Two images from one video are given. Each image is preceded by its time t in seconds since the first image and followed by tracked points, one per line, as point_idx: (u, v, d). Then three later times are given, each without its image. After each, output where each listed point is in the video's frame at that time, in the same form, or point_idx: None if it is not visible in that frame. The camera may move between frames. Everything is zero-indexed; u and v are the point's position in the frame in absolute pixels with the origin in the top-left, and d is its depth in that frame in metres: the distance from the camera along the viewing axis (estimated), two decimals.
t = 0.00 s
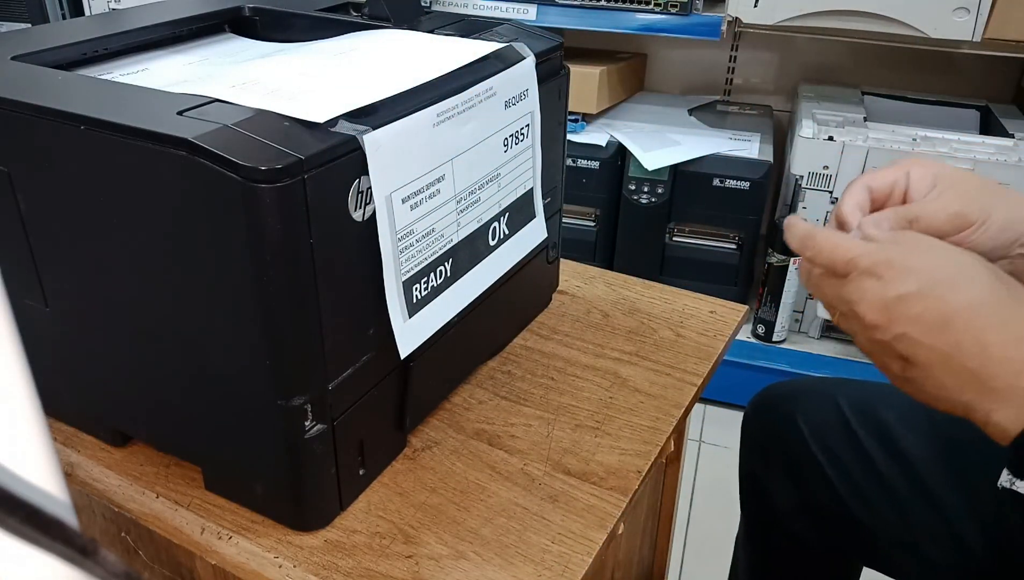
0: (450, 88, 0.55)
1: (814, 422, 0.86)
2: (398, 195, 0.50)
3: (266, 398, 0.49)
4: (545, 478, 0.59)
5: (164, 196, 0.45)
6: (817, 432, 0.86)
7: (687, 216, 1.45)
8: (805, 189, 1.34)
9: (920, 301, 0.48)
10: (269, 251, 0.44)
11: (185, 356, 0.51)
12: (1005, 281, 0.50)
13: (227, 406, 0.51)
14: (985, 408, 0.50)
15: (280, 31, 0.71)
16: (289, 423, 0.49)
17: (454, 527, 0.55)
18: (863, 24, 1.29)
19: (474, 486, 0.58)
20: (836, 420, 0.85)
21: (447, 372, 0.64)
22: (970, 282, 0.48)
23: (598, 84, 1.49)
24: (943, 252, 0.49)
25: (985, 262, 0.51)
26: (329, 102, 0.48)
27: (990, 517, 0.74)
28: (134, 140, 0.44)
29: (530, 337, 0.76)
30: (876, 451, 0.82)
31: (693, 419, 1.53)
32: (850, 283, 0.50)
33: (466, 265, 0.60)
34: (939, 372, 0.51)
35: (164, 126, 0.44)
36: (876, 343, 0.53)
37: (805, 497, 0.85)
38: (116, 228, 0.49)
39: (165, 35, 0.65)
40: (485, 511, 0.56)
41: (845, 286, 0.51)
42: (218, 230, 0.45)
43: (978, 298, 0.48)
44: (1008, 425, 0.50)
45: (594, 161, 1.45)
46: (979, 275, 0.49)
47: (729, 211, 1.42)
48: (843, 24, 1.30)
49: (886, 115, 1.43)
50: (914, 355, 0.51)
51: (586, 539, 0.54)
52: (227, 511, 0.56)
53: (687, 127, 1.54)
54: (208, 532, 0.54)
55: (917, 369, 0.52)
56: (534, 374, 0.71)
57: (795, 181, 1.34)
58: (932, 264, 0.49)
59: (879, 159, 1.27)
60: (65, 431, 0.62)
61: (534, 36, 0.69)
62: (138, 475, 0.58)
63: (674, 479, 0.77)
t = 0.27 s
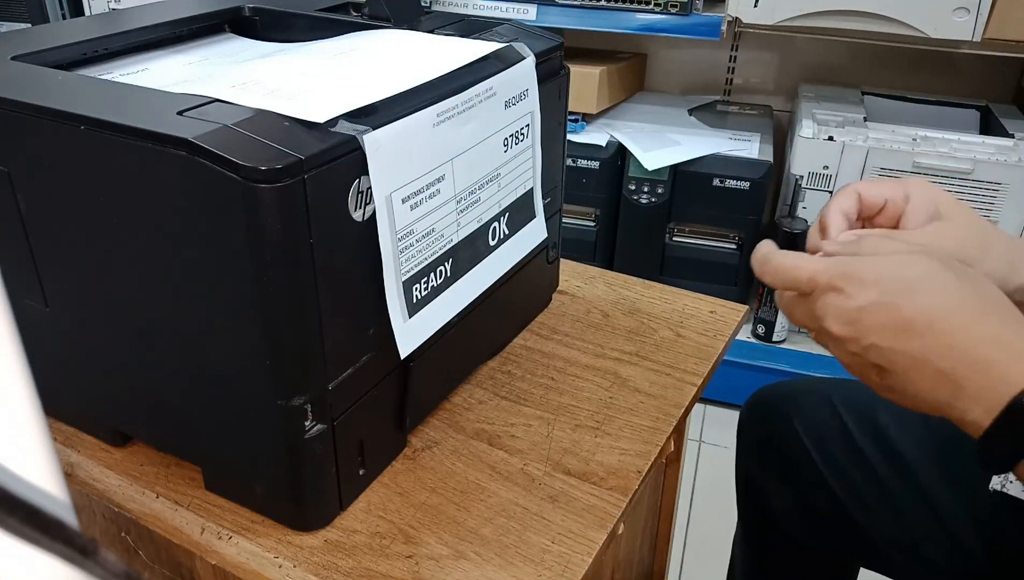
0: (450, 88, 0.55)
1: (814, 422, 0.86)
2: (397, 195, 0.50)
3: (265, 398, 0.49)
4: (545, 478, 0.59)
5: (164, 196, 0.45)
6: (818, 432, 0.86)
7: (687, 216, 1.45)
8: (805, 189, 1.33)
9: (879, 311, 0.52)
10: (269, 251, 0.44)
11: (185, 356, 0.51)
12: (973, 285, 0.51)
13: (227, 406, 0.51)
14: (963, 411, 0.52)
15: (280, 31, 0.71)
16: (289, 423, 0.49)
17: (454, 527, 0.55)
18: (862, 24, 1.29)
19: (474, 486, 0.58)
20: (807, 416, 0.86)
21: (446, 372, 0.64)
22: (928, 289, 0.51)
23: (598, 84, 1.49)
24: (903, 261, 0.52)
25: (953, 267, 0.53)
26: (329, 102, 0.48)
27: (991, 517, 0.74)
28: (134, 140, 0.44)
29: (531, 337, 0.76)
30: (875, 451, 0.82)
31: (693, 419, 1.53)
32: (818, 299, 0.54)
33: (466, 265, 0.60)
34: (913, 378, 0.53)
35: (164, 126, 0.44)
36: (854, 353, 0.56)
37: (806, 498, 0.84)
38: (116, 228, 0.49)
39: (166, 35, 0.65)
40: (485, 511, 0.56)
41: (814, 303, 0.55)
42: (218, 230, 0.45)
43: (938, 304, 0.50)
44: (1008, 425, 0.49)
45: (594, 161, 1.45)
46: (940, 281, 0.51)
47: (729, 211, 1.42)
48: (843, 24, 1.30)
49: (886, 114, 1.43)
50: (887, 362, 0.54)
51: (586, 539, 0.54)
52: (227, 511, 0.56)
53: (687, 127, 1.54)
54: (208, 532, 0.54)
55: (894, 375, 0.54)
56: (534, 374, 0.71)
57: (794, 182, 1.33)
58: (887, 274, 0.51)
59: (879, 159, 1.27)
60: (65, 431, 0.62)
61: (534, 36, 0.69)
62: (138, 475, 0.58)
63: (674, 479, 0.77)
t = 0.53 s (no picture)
0: (450, 88, 0.55)
1: (812, 421, 0.86)
2: (397, 195, 0.50)
3: (265, 398, 0.49)
4: (545, 478, 0.59)
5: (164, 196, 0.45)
6: (817, 431, 0.86)
7: (687, 216, 1.45)
8: (805, 190, 1.33)
9: (837, 329, 0.52)
10: (269, 251, 0.44)
11: (184, 356, 0.51)
12: (930, 302, 0.52)
13: (227, 406, 0.51)
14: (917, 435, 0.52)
15: (280, 31, 0.71)
16: (289, 424, 0.49)
17: (454, 527, 0.55)
18: (862, 24, 1.29)
19: (474, 486, 0.58)
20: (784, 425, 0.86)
21: (446, 372, 0.64)
22: (884, 307, 0.52)
23: (598, 84, 1.49)
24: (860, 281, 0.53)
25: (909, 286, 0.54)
26: (329, 102, 0.48)
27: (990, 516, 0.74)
28: (134, 140, 0.44)
29: (531, 337, 0.76)
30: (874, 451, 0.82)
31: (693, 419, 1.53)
32: (781, 316, 0.56)
33: (466, 265, 0.60)
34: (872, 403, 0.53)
35: (164, 126, 0.44)
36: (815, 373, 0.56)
37: (807, 499, 0.84)
38: (116, 228, 0.49)
39: (165, 35, 0.65)
40: (485, 511, 0.56)
41: (779, 320, 0.56)
42: (218, 230, 0.45)
43: (896, 319, 0.51)
44: (968, 444, 0.49)
45: (594, 161, 1.45)
46: (897, 297, 0.52)
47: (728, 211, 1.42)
48: (843, 24, 1.30)
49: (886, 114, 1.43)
50: (846, 382, 0.54)
51: (586, 539, 0.54)
52: (227, 511, 0.56)
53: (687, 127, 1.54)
54: (208, 532, 0.54)
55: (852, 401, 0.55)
56: (534, 374, 0.71)
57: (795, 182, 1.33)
58: (844, 291, 0.53)
59: (879, 159, 1.26)
60: (65, 431, 0.62)
61: (534, 36, 0.69)
62: (139, 475, 0.58)
63: (674, 479, 0.77)
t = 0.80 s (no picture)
0: (450, 88, 0.55)
1: (812, 421, 0.86)
2: (397, 195, 0.50)
3: (266, 398, 0.49)
4: (545, 478, 0.59)
5: (164, 196, 0.45)
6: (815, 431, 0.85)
7: (687, 216, 1.45)
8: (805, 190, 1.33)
9: (813, 338, 0.52)
10: (269, 251, 0.44)
11: (184, 356, 0.51)
12: (906, 308, 0.52)
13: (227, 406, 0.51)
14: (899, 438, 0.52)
15: (279, 31, 0.71)
16: (289, 423, 0.49)
17: (454, 527, 0.55)
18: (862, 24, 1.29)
19: (474, 486, 0.58)
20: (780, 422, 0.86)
21: (446, 372, 0.64)
22: (861, 317, 0.51)
23: (598, 84, 1.49)
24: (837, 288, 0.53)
25: (888, 290, 0.53)
26: (329, 102, 0.48)
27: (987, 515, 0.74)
28: (134, 141, 0.44)
29: (530, 337, 0.76)
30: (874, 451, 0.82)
31: (693, 419, 1.53)
32: (761, 325, 0.55)
33: (465, 265, 0.60)
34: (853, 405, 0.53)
35: (164, 126, 0.44)
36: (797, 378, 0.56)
37: (805, 499, 0.84)
38: (116, 228, 0.49)
39: (165, 35, 0.65)
40: (485, 511, 0.56)
41: (757, 329, 0.56)
42: (218, 230, 0.45)
43: (872, 329, 0.51)
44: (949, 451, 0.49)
45: (594, 161, 1.45)
46: (874, 303, 0.52)
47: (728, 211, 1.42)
48: (843, 24, 1.30)
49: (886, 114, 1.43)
50: (826, 389, 0.54)
51: (586, 539, 0.54)
52: (227, 511, 0.56)
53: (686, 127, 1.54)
54: (208, 532, 0.54)
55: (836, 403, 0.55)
56: (534, 374, 0.71)
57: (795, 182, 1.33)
58: (819, 302, 0.52)
59: (879, 159, 1.26)
60: (65, 431, 0.62)
61: (534, 36, 0.69)
62: (139, 475, 0.58)
63: (674, 479, 0.77)
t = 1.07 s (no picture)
0: (450, 88, 0.55)
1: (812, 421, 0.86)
2: (397, 195, 0.50)
3: (266, 398, 0.49)
4: (545, 478, 0.59)
5: (164, 196, 0.45)
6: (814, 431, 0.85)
7: (686, 216, 1.45)
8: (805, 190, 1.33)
9: (811, 344, 0.49)
10: (269, 251, 0.44)
11: (184, 356, 0.51)
12: (893, 300, 0.49)
13: (227, 406, 0.51)
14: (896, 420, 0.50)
15: (280, 31, 0.71)
16: (289, 423, 0.49)
17: (454, 527, 0.55)
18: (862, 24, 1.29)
19: (474, 486, 0.58)
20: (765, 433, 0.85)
21: (446, 372, 0.64)
22: (852, 310, 0.48)
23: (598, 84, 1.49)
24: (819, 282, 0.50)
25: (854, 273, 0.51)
26: (329, 102, 0.48)
27: (988, 518, 0.74)
28: (134, 140, 0.44)
29: (530, 337, 0.76)
30: (874, 451, 0.82)
31: (693, 419, 1.53)
32: (757, 338, 0.51)
33: (466, 265, 0.60)
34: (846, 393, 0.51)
35: (164, 126, 0.44)
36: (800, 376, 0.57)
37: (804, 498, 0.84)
38: (116, 228, 0.49)
39: (165, 35, 0.65)
40: (485, 511, 0.56)
41: (753, 342, 0.52)
42: (218, 230, 0.45)
43: (865, 324, 0.48)
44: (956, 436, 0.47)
45: (594, 161, 1.45)
46: (865, 301, 0.48)
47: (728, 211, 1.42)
48: (843, 25, 1.30)
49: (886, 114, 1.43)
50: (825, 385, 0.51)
51: (586, 539, 0.54)
52: (227, 511, 0.56)
53: (686, 127, 1.54)
54: (208, 532, 0.54)
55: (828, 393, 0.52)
56: (534, 374, 0.71)
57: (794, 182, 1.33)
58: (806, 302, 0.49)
59: (879, 160, 1.26)
60: (65, 431, 0.62)
61: (534, 36, 0.69)
62: (138, 475, 0.58)
63: (674, 479, 0.77)
